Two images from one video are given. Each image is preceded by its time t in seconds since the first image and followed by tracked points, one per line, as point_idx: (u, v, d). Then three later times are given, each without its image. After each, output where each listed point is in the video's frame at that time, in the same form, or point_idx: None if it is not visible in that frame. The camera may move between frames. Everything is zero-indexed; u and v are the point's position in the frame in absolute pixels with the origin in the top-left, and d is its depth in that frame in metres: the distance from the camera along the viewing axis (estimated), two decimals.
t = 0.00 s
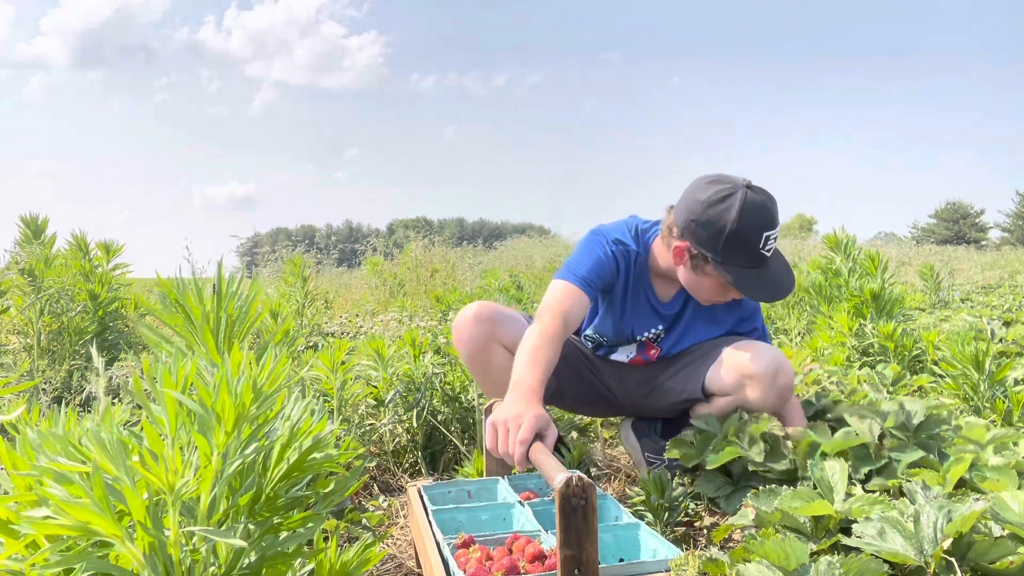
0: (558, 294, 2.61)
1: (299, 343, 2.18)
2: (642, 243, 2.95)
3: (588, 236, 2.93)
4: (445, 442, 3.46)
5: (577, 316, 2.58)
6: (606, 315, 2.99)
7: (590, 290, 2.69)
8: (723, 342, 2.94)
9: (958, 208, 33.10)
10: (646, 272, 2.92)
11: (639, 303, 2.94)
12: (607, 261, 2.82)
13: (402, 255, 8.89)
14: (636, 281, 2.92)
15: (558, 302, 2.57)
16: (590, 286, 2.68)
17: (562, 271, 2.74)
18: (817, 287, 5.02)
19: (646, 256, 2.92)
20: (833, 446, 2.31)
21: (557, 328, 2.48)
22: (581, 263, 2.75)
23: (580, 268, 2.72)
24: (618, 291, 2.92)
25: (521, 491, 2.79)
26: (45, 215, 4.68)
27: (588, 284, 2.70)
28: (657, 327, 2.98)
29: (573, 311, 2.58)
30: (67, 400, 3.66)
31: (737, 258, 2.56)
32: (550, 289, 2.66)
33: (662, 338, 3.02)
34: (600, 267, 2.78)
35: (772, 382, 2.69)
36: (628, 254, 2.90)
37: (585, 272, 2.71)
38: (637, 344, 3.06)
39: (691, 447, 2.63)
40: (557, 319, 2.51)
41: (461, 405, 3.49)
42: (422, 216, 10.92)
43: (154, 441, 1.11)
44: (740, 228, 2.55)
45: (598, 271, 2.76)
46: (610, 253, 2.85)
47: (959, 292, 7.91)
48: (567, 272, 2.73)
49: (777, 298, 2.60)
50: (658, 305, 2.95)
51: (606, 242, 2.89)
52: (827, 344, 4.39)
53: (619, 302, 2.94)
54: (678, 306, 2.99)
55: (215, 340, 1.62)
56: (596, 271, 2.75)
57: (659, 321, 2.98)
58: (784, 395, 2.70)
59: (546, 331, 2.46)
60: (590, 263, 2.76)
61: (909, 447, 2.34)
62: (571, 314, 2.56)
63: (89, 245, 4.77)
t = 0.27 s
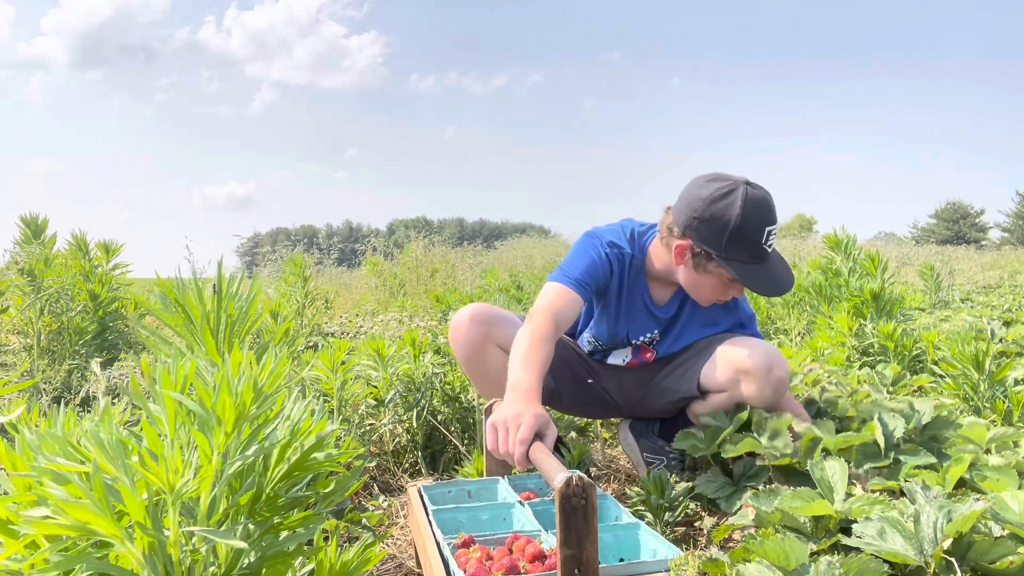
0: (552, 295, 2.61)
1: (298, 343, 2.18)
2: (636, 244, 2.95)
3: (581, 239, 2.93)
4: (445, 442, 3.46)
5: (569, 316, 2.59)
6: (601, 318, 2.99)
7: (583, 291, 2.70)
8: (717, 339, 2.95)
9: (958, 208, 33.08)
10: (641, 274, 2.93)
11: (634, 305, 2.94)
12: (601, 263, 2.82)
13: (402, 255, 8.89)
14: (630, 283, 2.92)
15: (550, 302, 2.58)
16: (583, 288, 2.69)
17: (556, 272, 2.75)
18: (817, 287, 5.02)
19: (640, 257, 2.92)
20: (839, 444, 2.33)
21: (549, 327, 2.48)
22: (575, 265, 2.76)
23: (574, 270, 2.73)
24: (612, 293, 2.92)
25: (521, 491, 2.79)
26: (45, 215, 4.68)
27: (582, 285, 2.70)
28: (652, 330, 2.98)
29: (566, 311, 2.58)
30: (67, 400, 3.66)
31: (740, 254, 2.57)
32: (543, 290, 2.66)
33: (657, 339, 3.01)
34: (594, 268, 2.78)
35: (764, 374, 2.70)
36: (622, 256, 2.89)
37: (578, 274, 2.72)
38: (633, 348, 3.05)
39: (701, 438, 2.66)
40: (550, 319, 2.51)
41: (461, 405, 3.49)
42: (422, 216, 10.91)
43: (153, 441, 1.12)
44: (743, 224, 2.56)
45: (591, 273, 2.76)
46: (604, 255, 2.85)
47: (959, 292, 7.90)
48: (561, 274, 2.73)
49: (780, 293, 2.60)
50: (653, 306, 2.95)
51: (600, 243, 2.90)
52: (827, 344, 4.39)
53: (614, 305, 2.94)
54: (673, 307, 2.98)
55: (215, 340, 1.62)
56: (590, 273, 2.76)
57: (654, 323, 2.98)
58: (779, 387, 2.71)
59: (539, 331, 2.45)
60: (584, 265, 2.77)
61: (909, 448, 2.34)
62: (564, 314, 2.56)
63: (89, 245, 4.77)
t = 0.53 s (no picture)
0: (551, 294, 2.61)
1: (299, 343, 2.19)
2: (636, 244, 2.95)
3: (581, 239, 2.93)
4: (445, 442, 3.45)
5: (569, 315, 2.58)
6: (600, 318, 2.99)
7: (584, 291, 2.70)
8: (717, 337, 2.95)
9: (958, 208, 33.08)
10: (641, 274, 2.93)
11: (634, 305, 2.94)
12: (601, 263, 2.82)
13: (402, 255, 8.89)
14: (631, 283, 2.92)
15: (550, 302, 2.57)
16: (583, 288, 2.69)
17: (556, 272, 2.75)
18: (817, 287, 5.02)
19: (639, 257, 2.92)
20: (840, 445, 2.33)
21: (550, 327, 2.47)
22: (575, 265, 2.76)
23: (575, 270, 2.73)
24: (613, 293, 2.92)
25: (521, 491, 2.79)
26: (45, 216, 4.68)
27: (582, 284, 2.70)
28: (652, 329, 2.98)
29: (566, 310, 2.58)
30: (67, 400, 3.66)
31: (738, 250, 2.56)
32: (542, 290, 2.65)
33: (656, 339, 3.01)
34: (594, 267, 2.78)
35: (764, 372, 2.69)
36: (623, 256, 2.89)
37: (578, 273, 2.72)
38: (632, 348, 3.04)
39: (702, 437, 2.65)
40: (550, 318, 2.50)
41: (461, 404, 3.49)
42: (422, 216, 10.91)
43: (154, 441, 1.12)
44: (742, 219, 2.56)
45: (592, 273, 2.76)
46: (604, 254, 2.85)
47: (959, 292, 7.90)
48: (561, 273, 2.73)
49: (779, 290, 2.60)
50: (653, 306, 2.95)
51: (600, 243, 2.90)
52: (827, 344, 4.39)
53: (614, 305, 2.93)
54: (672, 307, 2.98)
55: (216, 341, 1.62)
56: (590, 272, 2.76)
57: (654, 322, 2.97)
58: (780, 384, 2.71)
59: (540, 331, 2.45)
60: (584, 265, 2.77)
61: (909, 447, 2.34)
62: (563, 314, 2.56)
63: (89, 245, 4.77)
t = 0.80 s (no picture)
0: (553, 293, 2.61)
1: (298, 342, 2.19)
2: (636, 242, 2.95)
3: (581, 237, 2.93)
4: (445, 442, 3.45)
5: (570, 315, 2.58)
6: (600, 318, 2.98)
7: (584, 289, 2.69)
8: (721, 338, 2.94)
9: (958, 208, 33.08)
10: (640, 272, 2.93)
11: (634, 303, 2.94)
12: (601, 261, 2.82)
13: (402, 255, 8.89)
14: (630, 281, 2.92)
15: (551, 302, 2.57)
16: (583, 285, 2.69)
17: (555, 270, 2.75)
18: (816, 287, 5.02)
19: (638, 255, 2.92)
20: (839, 445, 2.33)
21: (551, 326, 2.47)
22: (575, 263, 2.76)
23: (574, 268, 2.73)
24: (613, 292, 2.91)
25: (521, 491, 2.79)
26: (45, 216, 4.68)
27: (581, 283, 2.69)
28: (652, 326, 2.96)
29: (567, 310, 2.58)
30: (67, 400, 3.65)
31: (731, 244, 2.56)
32: (544, 289, 2.65)
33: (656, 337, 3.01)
34: (594, 266, 2.78)
35: (769, 374, 2.68)
36: (622, 253, 2.89)
37: (578, 271, 2.72)
38: (633, 347, 3.03)
39: (702, 438, 2.66)
40: (551, 318, 2.50)
41: (461, 404, 3.49)
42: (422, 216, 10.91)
43: (154, 441, 1.12)
44: (735, 213, 2.56)
45: (591, 271, 2.76)
46: (604, 253, 2.85)
47: (959, 292, 7.90)
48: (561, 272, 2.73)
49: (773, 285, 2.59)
50: (653, 303, 2.94)
51: (599, 241, 2.90)
52: (827, 344, 4.39)
53: (613, 302, 2.92)
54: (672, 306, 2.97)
55: (216, 340, 1.62)
56: (590, 270, 2.76)
57: (654, 320, 2.96)
58: (784, 386, 2.70)
59: (541, 331, 2.45)
60: (584, 263, 2.76)
61: (907, 447, 2.35)
62: (565, 314, 2.56)
63: (89, 245, 4.77)
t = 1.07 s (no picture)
0: (550, 293, 2.61)
1: (298, 342, 2.19)
2: (634, 242, 2.95)
3: (578, 237, 2.93)
4: (445, 442, 3.45)
5: (568, 315, 2.58)
6: (598, 318, 2.98)
7: (581, 288, 2.70)
8: (727, 339, 2.95)
9: (958, 208, 33.07)
10: (638, 270, 2.93)
11: (632, 302, 2.93)
12: (598, 260, 2.82)
13: (402, 255, 8.89)
14: (628, 280, 2.92)
15: (548, 301, 2.57)
16: (580, 284, 2.69)
17: (552, 270, 2.75)
18: (816, 287, 5.02)
19: (636, 254, 2.92)
20: (840, 444, 2.34)
21: (549, 326, 2.47)
22: (572, 262, 2.76)
23: (572, 267, 2.73)
24: (610, 292, 2.91)
25: (521, 491, 2.79)
26: (45, 215, 4.68)
27: (579, 283, 2.69)
28: (650, 324, 2.96)
29: (565, 309, 2.58)
30: (67, 400, 3.65)
31: (730, 235, 2.58)
32: (541, 289, 2.65)
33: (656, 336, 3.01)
34: (591, 266, 2.78)
35: (779, 374, 2.70)
36: (619, 252, 2.89)
37: (575, 270, 2.72)
38: (633, 347, 3.04)
39: (704, 436, 2.65)
40: (549, 318, 2.50)
41: (461, 404, 3.49)
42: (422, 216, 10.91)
43: (152, 441, 1.12)
44: (731, 205, 2.58)
45: (589, 269, 2.76)
46: (601, 252, 2.85)
47: (959, 292, 7.89)
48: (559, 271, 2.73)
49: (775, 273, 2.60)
50: (651, 302, 2.94)
51: (597, 240, 2.90)
52: (827, 344, 4.38)
53: (611, 302, 2.92)
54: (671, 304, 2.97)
55: (215, 340, 1.62)
56: (587, 269, 2.76)
57: (653, 319, 2.96)
58: (790, 385, 2.73)
59: (539, 331, 2.45)
60: (581, 263, 2.77)
61: (908, 446, 2.35)
62: (563, 313, 2.56)
63: (89, 245, 4.77)
